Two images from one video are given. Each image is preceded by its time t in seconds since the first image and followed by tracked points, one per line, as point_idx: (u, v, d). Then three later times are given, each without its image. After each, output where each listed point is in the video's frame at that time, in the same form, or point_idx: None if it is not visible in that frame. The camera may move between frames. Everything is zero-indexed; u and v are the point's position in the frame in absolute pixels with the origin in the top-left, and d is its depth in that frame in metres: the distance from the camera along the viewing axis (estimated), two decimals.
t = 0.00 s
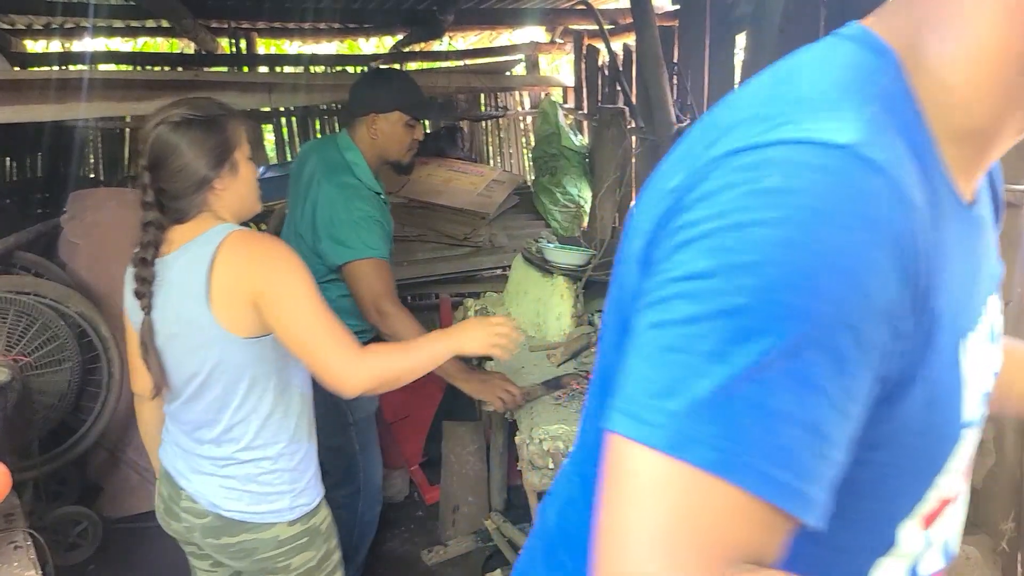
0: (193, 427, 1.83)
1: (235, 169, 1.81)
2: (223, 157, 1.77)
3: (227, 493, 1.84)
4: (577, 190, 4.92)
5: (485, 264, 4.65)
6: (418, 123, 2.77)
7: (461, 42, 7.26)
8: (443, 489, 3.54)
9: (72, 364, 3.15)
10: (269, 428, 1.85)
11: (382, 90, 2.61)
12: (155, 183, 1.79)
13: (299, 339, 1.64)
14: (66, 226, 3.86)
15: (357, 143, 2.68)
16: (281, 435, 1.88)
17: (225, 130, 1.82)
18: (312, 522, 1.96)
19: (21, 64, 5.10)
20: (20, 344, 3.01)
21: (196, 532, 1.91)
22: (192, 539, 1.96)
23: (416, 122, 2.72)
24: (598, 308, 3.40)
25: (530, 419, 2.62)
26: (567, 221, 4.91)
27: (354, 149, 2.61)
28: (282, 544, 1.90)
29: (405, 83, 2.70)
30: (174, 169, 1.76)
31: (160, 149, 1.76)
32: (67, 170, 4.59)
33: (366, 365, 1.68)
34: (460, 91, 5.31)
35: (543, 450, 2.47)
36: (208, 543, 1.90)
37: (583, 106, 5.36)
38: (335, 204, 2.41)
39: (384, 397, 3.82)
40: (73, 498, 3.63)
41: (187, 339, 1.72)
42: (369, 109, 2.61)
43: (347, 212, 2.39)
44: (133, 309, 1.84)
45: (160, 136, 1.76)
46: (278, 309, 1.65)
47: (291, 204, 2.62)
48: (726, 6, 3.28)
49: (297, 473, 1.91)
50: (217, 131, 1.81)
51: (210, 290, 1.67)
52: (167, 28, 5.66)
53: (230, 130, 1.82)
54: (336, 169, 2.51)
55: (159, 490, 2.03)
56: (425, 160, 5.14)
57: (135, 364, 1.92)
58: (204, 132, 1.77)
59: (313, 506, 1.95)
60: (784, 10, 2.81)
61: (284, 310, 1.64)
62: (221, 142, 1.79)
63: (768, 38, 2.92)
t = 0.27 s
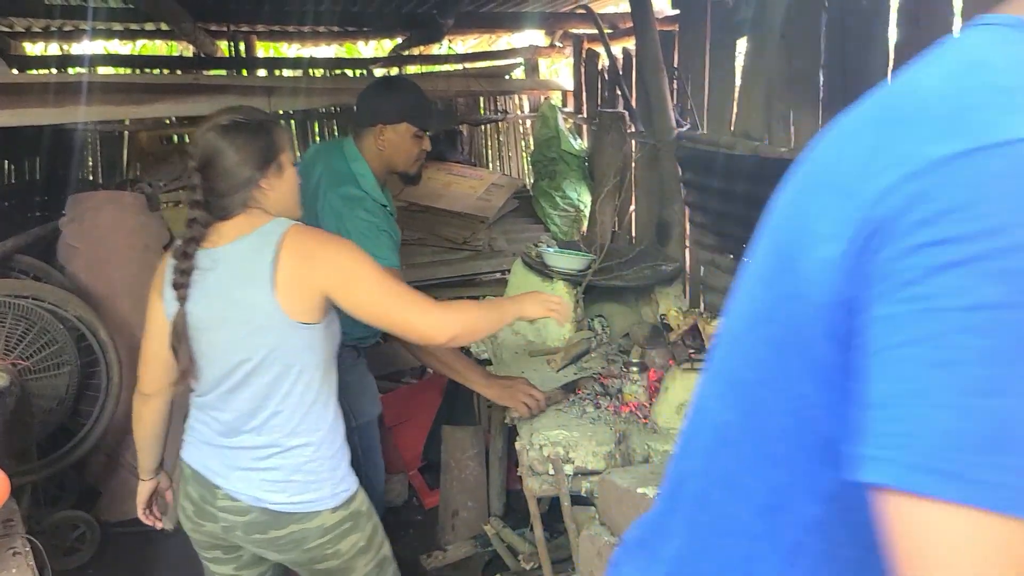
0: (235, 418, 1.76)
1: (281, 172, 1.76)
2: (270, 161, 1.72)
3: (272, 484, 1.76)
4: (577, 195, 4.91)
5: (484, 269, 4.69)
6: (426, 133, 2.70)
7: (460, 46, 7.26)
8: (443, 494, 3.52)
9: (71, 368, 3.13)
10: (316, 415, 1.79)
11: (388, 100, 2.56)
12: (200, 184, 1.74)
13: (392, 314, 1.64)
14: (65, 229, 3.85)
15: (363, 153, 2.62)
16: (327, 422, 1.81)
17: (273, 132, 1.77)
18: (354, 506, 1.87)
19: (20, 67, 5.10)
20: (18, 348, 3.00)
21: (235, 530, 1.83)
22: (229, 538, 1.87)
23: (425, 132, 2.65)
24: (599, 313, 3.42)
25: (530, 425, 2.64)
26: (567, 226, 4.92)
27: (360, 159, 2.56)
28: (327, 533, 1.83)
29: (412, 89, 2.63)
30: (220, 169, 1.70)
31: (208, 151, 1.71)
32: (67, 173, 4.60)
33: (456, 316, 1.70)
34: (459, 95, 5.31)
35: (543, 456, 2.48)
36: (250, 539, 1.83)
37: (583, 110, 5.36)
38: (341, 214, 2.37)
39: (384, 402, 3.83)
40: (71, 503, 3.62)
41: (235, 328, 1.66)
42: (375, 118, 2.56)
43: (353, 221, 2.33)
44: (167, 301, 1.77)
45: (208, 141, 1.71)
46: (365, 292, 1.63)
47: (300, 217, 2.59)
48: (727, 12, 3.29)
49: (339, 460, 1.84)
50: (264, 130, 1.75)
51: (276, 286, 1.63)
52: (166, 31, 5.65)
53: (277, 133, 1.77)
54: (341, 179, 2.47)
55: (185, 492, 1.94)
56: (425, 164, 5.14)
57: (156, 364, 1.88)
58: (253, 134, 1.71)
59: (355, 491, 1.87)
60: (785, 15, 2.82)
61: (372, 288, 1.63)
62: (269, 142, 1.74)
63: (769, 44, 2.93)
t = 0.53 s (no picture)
0: (330, 408, 1.65)
1: (370, 174, 1.73)
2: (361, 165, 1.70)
3: (367, 475, 1.66)
4: (578, 193, 4.92)
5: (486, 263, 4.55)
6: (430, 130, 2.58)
7: (460, 44, 7.25)
8: (443, 492, 3.51)
9: (69, 364, 3.12)
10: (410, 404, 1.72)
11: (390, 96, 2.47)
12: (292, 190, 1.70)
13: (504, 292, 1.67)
14: (64, 224, 3.84)
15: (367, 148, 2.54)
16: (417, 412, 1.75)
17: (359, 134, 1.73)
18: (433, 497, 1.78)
19: (20, 62, 5.08)
20: (16, 343, 2.98)
21: (322, 526, 1.70)
22: (311, 538, 1.74)
23: (428, 128, 2.54)
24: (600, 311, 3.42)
25: (530, 422, 2.63)
26: (567, 224, 4.88)
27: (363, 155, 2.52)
28: (413, 523, 1.73)
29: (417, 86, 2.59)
30: (316, 169, 1.66)
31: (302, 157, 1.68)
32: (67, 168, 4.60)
33: (554, 280, 1.76)
34: (460, 93, 5.30)
35: (544, 454, 2.47)
36: (337, 534, 1.71)
37: (584, 108, 5.36)
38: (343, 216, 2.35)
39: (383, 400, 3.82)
40: (70, 498, 3.61)
41: (341, 315, 1.58)
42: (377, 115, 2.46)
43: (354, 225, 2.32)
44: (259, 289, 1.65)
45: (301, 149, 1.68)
46: (476, 276, 1.65)
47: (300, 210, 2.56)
48: (729, 10, 3.28)
49: (421, 450, 1.76)
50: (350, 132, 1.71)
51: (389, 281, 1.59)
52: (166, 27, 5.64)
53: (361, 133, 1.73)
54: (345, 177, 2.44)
55: (254, 494, 1.78)
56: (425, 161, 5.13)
57: (229, 357, 1.74)
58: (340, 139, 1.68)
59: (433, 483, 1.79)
60: (787, 14, 2.82)
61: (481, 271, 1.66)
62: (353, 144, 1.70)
63: (772, 42, 2.93)
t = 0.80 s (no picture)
0: (420, 393, 1.62)
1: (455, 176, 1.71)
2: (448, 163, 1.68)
3: (452, 462, 1.64)
4: (577, 194, 4.90)
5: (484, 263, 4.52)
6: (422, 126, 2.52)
7: (460, 44, 7.24)
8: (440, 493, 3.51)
9: (66, 363, 3.12)
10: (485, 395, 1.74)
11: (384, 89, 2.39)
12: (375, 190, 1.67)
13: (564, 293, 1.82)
14: (62, 223, 3.84)
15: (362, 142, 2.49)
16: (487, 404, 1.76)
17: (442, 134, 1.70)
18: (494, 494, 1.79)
19: (18, 61, 5.07)
20: (13, 343, 2.97)
21: (400, 515, 1.65)
22: (385, 530, 1.68)
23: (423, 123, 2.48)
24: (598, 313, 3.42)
25: (528, 424, 2.63)
26: (566, 225, 4.87)
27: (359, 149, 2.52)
28: (483, 515, 1.74)
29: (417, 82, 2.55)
30: (408, 167, 1.63)
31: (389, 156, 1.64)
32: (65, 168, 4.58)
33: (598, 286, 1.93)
34: (459, 93, 5.29)
35: (541, 455, 2.47)
36: (414, 524, 1.66)
37: (583, 109, 5.36)
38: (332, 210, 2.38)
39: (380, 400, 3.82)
40: (66, 498, 3.61)
41: (438, 299, 1.58)
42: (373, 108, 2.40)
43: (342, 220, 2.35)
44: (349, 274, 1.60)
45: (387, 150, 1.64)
46: (541, 278, 1.79)
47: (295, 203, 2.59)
48: (728, 12, 3.28)
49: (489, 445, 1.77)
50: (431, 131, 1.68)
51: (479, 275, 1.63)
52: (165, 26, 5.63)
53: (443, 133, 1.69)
54: (338, 169, 2.45)
55: (323, 487, 1.69)
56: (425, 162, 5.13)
57: (317, 341, 1.68)
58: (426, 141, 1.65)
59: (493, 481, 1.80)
60: (787, 16, 2.82)
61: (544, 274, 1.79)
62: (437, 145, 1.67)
63: (771, 44, 2.92)
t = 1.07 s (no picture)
0: (449, 385, 1.62)
1: (472, 170, 1.71)
2: (464, 159, 1.68)
3: (481, 454, 1.64)
4: (576, 194, 4.90)
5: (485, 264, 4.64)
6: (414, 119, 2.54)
7: (460, 44, 7.23)
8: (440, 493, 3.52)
9: (64, 363, 3.12)
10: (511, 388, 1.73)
11: (374, 83, 2.42)
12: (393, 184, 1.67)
13: (594, 273, 1.79)
14: (60, 223, 3.85)
15: (353, 137, 2.53)
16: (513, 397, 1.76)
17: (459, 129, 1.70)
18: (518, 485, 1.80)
19: (17, 60, 5.06)
20: (12, 342, 2.97)
21: (433, 507, 1.65)
22: (416, 523, 1.68)
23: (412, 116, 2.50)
24: (596, 313, 3.42)
25: (527, 423, 2.63)
26: (563, 224, 4.86)
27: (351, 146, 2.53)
28: (510, 507, 1.74)
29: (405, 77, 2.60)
30: (427, 161, 1.62)
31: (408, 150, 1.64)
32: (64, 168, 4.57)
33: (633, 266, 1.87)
34: (458, 93, 5.29)
35: (540, 455, 2.48)
36: (445, 517, 1.66)
37: (583, 109, 5.36)
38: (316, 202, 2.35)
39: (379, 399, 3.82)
40: (65, 497, 3.61)
41: (465, 291, 1.58)
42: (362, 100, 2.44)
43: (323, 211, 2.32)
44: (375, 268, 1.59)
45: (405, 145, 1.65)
46: (566, 264, 1.75)
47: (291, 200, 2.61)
48: (728, 12, 3.28)
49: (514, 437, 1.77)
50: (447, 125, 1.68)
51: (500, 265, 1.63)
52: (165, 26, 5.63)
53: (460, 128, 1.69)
54: (331, 166, 2.45)
55: (352, 482, 1.68)
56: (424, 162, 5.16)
57: (337, 339, 1.67)
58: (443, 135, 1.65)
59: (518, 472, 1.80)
60: (786, 17, 2.82)
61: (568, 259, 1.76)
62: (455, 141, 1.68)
63: (771, 44, 2.93)
